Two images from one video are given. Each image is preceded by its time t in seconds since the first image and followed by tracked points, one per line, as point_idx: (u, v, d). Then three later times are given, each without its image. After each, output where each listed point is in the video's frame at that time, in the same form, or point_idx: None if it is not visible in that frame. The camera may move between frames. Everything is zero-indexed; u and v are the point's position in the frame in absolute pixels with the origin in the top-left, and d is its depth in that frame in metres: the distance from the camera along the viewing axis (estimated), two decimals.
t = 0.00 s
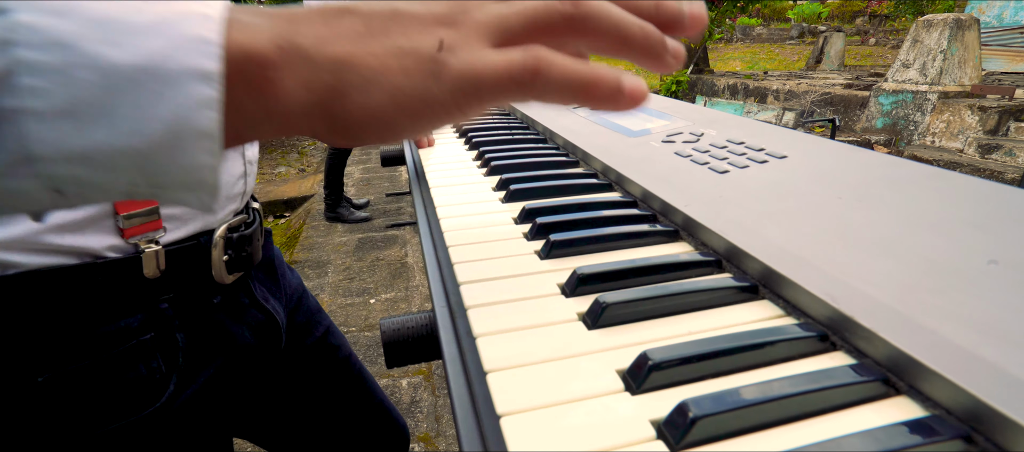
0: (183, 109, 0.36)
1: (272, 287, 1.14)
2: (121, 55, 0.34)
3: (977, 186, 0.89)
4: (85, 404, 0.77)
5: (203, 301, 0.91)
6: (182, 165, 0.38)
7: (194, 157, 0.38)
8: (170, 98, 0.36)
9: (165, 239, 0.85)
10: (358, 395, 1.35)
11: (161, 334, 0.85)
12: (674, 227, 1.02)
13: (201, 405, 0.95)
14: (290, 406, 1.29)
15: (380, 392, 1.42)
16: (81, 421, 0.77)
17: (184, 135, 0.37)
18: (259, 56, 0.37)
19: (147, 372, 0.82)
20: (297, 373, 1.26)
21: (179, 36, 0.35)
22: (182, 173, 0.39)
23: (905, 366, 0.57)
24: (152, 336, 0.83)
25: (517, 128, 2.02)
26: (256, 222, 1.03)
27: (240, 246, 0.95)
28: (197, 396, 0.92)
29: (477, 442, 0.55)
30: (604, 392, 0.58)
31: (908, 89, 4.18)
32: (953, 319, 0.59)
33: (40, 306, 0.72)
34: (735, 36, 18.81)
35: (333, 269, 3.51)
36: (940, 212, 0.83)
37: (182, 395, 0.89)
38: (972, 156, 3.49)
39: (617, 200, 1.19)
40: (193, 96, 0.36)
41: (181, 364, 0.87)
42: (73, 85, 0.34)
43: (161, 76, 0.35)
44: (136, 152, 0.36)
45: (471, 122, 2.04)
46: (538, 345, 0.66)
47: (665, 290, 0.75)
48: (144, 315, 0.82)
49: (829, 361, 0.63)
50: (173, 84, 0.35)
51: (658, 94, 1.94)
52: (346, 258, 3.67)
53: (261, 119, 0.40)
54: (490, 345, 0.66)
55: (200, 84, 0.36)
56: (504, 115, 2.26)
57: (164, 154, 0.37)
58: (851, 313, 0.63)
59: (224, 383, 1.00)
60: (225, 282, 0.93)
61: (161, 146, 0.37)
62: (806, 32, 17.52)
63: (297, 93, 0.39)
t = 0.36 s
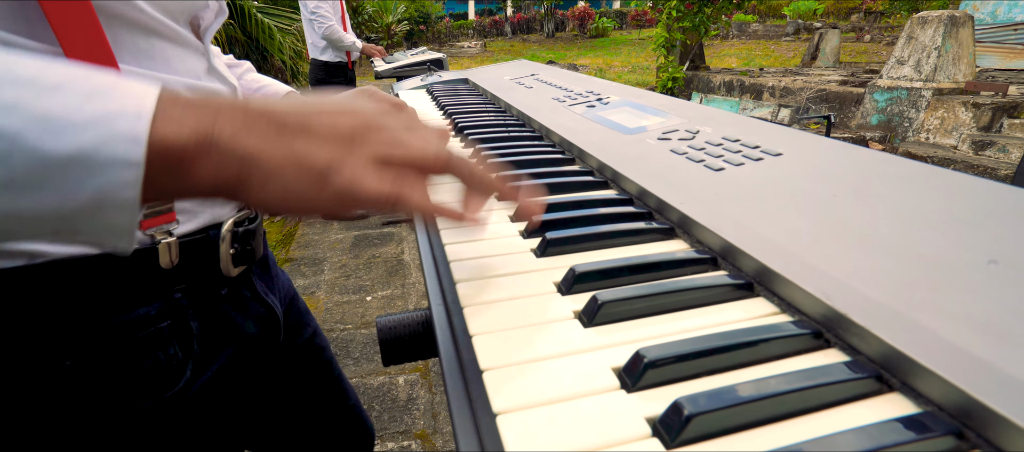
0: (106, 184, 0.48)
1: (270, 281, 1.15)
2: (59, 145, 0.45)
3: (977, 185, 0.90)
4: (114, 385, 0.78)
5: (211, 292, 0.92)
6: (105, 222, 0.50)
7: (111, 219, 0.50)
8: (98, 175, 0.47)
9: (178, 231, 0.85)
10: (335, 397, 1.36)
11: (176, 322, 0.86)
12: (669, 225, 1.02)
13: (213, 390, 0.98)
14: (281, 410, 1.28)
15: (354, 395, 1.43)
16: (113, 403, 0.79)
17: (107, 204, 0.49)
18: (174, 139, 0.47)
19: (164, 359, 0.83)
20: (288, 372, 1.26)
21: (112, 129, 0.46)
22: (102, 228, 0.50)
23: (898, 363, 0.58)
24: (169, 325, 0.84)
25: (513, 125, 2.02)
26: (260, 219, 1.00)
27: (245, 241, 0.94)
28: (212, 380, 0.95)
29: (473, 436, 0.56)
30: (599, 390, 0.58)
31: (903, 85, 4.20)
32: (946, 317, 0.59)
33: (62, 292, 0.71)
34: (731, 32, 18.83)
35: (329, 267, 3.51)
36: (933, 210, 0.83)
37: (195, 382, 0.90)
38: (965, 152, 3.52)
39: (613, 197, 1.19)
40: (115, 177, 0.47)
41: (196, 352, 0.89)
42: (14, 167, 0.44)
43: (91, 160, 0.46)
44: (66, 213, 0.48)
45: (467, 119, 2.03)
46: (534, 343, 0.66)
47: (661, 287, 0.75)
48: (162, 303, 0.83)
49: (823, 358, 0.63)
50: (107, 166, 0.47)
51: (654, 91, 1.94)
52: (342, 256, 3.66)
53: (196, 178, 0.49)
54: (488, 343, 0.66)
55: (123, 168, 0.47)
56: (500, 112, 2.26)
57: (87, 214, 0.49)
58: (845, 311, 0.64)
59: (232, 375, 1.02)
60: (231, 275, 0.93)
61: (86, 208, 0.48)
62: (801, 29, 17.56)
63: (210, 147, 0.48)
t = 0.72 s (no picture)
0: (205, 166, 0.63)
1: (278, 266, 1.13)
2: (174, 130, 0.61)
3: (976, 184, 0.89)
4: (132, 352, 0.81)
5: (229, 263, 0.93)
6: (195, 200, 0.65)
7: (199, 197, 0.65)
8: (201, 153, 0.62)
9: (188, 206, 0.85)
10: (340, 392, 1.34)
11: (198, 287, 0.87)
12: (667, 221, 1.03)
13: (239, 357, 0.97)
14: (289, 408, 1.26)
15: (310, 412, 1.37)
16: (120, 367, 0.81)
17: (202, 182, 0.64)
18: (267, 134, 0.64)
19: (186, 320, 0.86)
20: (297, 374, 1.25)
21: (218, 121, 0.62)
22: (191, 205, 0.66)
23: (893, 357, 0.58)
24: (192, 288, 0.86)
25: (510, 122, 2.02)
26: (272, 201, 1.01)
27: (260, 219, 0.95)
28: (235, 338, 0.95)
29: (472, 433, 0.56)
30: (597, 385, 0.58)
31: (899, 82, 4.21)
32: (942, 311, 0.60)
33: (105, 251, 0.77)
34: (728, 29, 18.86)
35: (326, 264, 3.51)
36: (928, 206, 0.84)
37: (218, 345, 0.91)
38: (961, 148, 3.53)
39: (610, 194, 1.20)
40: (213, 160, 0.63)
41: (216, 314, 0.90)
42: (144, 146, 0.60)
43: (198, 144, 0.62)
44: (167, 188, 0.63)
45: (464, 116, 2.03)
46: (530, 338, 0.66)
47: (659, 283, 0.75)
48: (184, 270, 0.85)
49: (819, 352, 0.63)
50: (204, 152, 0.62)
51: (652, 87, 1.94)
52: (339, 253, 3.66)
53: (275, 168, 0.65)
54: (484, 339, 0.67)
55: (221, 153, 0.63)
56: (498, 109, 2.26)
57: (183, 190, 0.64)
58: (841, 305, 0.64)
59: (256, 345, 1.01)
60: (246, 250, 0.95)
61: (184, 186, 0.64)
62: (798, 25, 17.56)
63: (291, 146, 0.65)
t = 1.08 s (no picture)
0: (215, 151, 0.59)
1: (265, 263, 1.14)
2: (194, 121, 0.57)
3: (975, 183, 0.89)
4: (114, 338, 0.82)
5: (213, 256, 0.94)
6: (206, 186, 0.61)
7: (210, 183, 0.61)
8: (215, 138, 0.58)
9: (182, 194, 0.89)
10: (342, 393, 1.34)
11: (179, 271, 0.87)
12: (662, 217, 1.04)
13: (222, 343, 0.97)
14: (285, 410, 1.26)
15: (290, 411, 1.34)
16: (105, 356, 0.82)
17: (212, 168, 0.60)
18: (271, 122, 0.58)
19: (166, 302, 0.85)
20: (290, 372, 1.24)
21: (229, 108, 0.57)
22: (202, 190, 0.61)
23: (884, 351, 0.59)
24: (172, 273, 0.86)
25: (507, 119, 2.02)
26: (261, 193, 1.03)
27: (245, 211, 0.98)
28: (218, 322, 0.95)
29: (471, 431, 0.57)
30: (593, 379, 0.59)
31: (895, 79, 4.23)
32: (932, 307, 0.61)
33: (89, 232, 0.78)
34: (726, 25, 18.87)
35: (323, 261, 3.51)
36: (921, 203, 0.85)
37: (199, 328, 0.91)
38: (957, 145, 3.55)
39: (607, 191, 1.20)
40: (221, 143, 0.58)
41: (200, 296, 0.90)
42: (157, 127, 0.56)
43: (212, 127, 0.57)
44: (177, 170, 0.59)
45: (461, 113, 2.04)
46: (526, 332, 0.67)
47: (654, 279, 0.76)
48: (166, 255, 0.86)
49: (811, 347, 0.64)
50: (217, 137, 0.58)
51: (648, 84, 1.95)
52: (336, 250, 3.66)
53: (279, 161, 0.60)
54: (481, 333, 0.68)
55: (232, 139, 0.58)
56: (495, 106, 2.26)
57: (192, 175, 0.60)
58: (833, 300, 0.65)
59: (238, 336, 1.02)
60: (231, 240, 0.97)
61: (193, 169, 0.60)
62: (795, 22, 17.57)
63: (292, 138, 0.59)
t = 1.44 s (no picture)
0: (204, 115, 0.55)
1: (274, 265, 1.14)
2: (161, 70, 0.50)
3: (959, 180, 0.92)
4: (117, 348, 0.83)
5: (220, 266, 0.94)
6: (203, 154, 0.57)
7: (207, 152, 0.57)
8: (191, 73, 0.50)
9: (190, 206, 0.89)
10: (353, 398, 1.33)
11: (187, 288, 0.89)
12: (654, 214, 1.06)
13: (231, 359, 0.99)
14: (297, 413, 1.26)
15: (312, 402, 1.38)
16: (106, 366, 0.83)
17: (203, 135, 0.56)
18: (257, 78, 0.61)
19: (174, 323, 0.87)
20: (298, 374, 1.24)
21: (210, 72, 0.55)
22: (199, 160, 0.57)
23: (864, 343, 0.62)
24: (181, 290, 0.88)
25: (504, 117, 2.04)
26: (267, 199, 1.04)
27: (253, 220, 0.97)
28: (226, 341, 0.96)
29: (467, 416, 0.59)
30: (585, 370, 0.61)
31: (892, 76, 4.26)
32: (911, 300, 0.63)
33: (94, 252, 0.80)
34: (724, 22, 18.89)
35: (321, 259, 3.52)
36: (905, 199, 0.87)
37: (207, 349, 0.92)
38: (953, 142, 3.57)
39: (601, 188, 1.22)
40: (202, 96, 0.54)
41: (206, 315, 0.91)
42: (139, 99, 0.51)
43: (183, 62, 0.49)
44: (171, 141, 0.55)
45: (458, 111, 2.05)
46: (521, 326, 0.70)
47: (646, 274, 0.79)
48: (173, 272, 0.87)
49: (795, 339, 0.67)
50: (202, 104, 0.54)
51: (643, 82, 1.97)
52: (333, 248, 3.68)
53: (270, 117, 0.64)
54: (477, 327, 0.70)
55: (217, 105, 0.55)
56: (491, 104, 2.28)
57: (188, 145, 0.56)
58: (817, 294, 0.67)
59: (247, 347, 1.02)
60: (240, 250, 0.96)
61: (187, 140, 0.55)
62: (793, 19, 17.59)
63: (279, 87, 0.63)
